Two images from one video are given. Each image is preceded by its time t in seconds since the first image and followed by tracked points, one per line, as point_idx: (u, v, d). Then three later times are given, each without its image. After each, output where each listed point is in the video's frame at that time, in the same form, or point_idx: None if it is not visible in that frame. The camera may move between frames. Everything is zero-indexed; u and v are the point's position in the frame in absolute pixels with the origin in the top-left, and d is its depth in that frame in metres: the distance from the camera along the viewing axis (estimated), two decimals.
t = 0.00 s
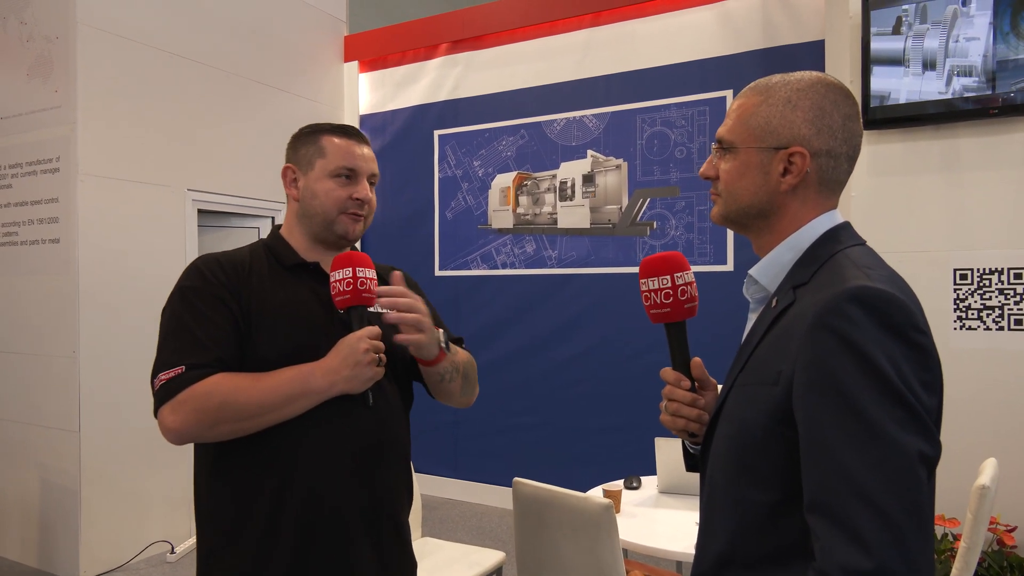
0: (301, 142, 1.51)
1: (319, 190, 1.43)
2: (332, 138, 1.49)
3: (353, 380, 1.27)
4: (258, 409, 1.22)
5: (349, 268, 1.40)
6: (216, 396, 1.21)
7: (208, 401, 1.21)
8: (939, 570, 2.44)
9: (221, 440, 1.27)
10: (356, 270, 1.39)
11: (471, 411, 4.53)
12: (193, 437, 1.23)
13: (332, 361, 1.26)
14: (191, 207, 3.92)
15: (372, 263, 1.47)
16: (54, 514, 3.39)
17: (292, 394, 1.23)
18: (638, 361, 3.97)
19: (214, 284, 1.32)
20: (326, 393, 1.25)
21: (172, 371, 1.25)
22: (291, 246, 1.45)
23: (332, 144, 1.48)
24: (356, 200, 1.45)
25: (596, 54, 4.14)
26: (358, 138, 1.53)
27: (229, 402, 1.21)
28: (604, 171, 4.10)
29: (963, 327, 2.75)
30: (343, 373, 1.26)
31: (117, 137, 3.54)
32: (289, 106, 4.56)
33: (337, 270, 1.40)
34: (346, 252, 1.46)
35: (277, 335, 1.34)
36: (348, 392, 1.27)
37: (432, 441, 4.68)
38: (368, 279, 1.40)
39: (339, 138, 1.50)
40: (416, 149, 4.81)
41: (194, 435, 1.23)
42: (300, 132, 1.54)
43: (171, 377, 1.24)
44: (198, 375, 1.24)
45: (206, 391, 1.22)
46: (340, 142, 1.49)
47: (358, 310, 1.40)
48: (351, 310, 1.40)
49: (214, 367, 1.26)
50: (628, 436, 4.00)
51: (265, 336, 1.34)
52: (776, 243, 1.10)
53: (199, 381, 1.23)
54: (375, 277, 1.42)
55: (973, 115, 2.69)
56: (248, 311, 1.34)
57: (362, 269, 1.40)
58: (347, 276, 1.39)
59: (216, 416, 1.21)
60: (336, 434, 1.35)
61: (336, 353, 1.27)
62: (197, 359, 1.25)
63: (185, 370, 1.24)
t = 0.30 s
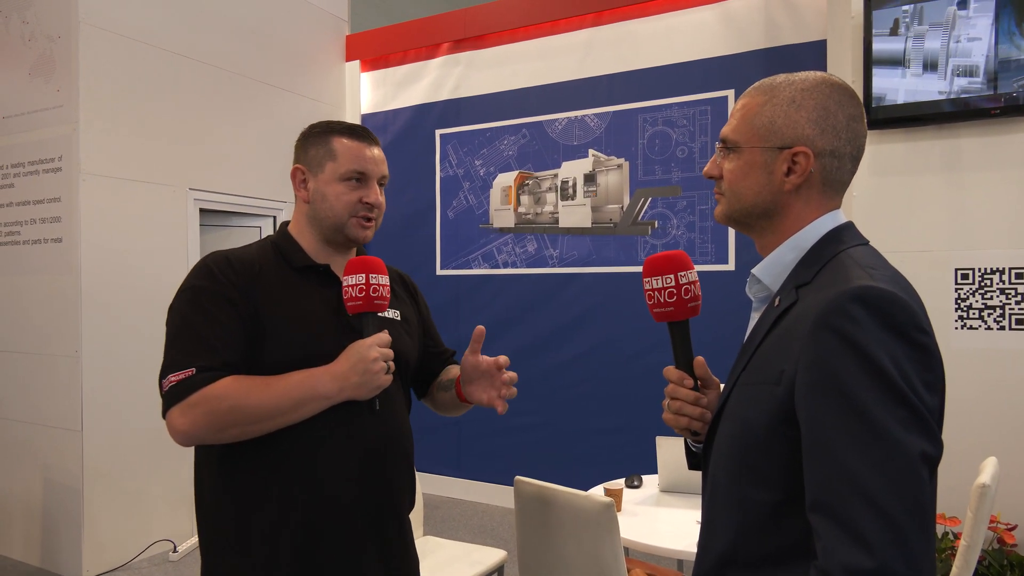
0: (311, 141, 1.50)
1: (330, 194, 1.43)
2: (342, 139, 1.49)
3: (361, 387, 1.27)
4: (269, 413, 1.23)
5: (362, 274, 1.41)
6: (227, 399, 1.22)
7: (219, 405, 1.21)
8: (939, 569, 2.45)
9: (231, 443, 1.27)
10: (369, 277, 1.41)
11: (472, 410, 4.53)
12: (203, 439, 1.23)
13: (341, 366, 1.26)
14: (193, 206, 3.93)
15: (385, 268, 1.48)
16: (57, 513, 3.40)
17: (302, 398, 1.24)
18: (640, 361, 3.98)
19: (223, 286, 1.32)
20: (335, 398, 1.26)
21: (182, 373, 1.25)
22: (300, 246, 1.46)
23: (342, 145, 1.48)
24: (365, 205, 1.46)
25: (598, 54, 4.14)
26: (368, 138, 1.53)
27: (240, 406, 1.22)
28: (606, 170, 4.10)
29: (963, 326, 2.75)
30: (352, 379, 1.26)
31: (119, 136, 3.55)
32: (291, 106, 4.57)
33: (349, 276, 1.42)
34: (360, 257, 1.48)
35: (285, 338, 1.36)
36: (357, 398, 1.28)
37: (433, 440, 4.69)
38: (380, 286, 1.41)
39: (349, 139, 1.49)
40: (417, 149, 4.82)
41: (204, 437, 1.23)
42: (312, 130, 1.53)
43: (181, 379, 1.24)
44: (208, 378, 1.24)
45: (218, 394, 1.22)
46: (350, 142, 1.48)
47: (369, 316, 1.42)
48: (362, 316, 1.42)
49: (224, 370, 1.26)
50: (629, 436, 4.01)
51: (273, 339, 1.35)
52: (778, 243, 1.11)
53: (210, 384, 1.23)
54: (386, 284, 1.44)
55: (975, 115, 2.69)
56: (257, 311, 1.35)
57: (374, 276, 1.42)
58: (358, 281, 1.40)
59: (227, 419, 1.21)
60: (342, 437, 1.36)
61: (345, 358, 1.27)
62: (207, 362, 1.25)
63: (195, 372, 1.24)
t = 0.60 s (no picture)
0: (299, 140, 1.50)
1: (322, 193, 1.44)
2: (331, 136, 1.49)
3: (370, 382, 1.30)
4: (280, 410, 1.23)
5: (367, 270, 1.43)
6: (239, 397, 1.22)
7: (232, 402, 1.22)
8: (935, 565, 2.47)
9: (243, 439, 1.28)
10: (374, 273, 1.43)
11: (471, 407, 4.55)
12: (216, 437, 1.23)
13: (349, 362, 1.28)
14: (192, 204, 3.93)
15: (388, 265, 1.50)
16: (56, 510, 3.41)
17: (312, 394, 1.26)
18: (638, 358, 3.99)
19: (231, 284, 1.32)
20: (344, 393, 1.28)
21: (193, 371, 1.24)
22: (298, 245, 1.46)
23: (332, 143, 1.48)
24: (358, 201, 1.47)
25: (597, 51, 4.14)
26: (357, 134, 1.53)
27: (252, 402, 1.22)
28: (605, 168, 4.10)
29: (960, 324, 2.77)
30: (360, 374, 1.28)
31: (117, 134, 3.54)
32: (289, 102, 4.56)
33: (354, 272, 1.43)
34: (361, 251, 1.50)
35: (291, 335, 1.37)
36: (365, 392, 1.30)
37: (432, 437, 4.70)
38: (385, 282, 1.44)
39: (337, 136, 1.49)
40: (416, 146, 4.82)
41: (215, 435, 1.24)
42: (299, 128, 1.53)
43: (191, 377, 1.24)
44: (221, 376, 1.24)
45: (231, 391, 1.22)
46: (339, 139, 1.48)
47: (373, 312, 1.44)
48: (366, 312, 1.44)
49: (235, 368, 1.27)
50: (627, 432, 4.02)
51: (280, 337, 1.36)
52: (777, 239, 1.11)
53: (222, 381, 1.24)
54: (390, 281, 1.47)
55: (973, 113, 2.70)
56: (263, 308, 1.35)
57: (379, 272, 1.44)
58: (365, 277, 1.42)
59: (241, 416, 1.22)
60: (347, 434, 1.38)
61: (353, 353, 1.30)
62: (219, 360, 1.25)
63: (206, 370, 1.24)
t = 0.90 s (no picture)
0: (278, 138, 1.50)
1: (306, 190, 1.44)
2: (309, 133, 1.48)
3: (368, 370, 1.31)
4: (283, 402, 1.25)
5: (359, 261, 1.46)
6: (243, 390, 1.23)
7: (236, 396, 1.23)
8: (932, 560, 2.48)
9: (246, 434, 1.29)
10: (367, 264, 1.46)
11: (471, 403, 4.56)
12: (221, 432, 1.24)
13: (346, 353, 1.30)
14: (192, 200, 3.93)
15: (377, 254, 1.54)
16: (58, 506, 3.42)
17: (314, 385, 1.27)
18: (638, 354, 4.00)
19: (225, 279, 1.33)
20: (345, 383, 1.29)
21: (195, 366, 1.25)
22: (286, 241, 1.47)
23: (311, 140, 1.48)
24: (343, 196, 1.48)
25: (597, 48, 4.14)
26: (335, 128, 1.53)
27: (255, 395, 1.23)
28: (604, 165, 4.08)
29: (958, 321, 2.78)
30: (358, 364, 1.30)
31: (118, 130, 3.54)
32: (289, 99, 4.56)
33: (346, 264, 1.46)
34: (350, 243, 1.51)
35: (288, 328, 1.38)
36: (363, 381, 1.32)
37: (432, 433, 4.72)
38: (377, 272, 1.48)
39: (316, 132, 1.49)
40: (416, 143, 4.82)
41: (220, 431, 1.24)
42: (275, 128, 1.53)
43: (193, 373, 1.25)
44: (223, 371, 1.25)
45: (234, 385, 1.23)
46: (317, 135, 1.48)
47: (367, 302, 1.48)
48: (361, 303, 1.48)
49: (236, 363, 1.27)
50: (627, 428, 4.04)
51: (277, 330, 1.37)
52: (776, 236, 1.12)
53: (224, 376, 1.25)
54: (382, 270, 1.51)
55: (972, 110, 2.70)
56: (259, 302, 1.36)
57: (371, 263, 1.48)
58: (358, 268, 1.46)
59: (245, 411, 1.23)
60: (348, 427, 1.39)
61: (351, 344, 1.31)
62: (219, 355, 1.26)
63: (208, 365, 1.25)
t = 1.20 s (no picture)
0: (285, 141, 1.44)
1: (320, 199, 1.47)
2: (317, 140, 1.49)
3: (378, 366, 1.37)
4: (325, 404, 1.28)
5: (360, 262, 1.56)
6: (294, 398, 1.24)
7: (286, 406, 1.23)
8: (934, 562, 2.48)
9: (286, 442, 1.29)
10: (367, 265, 1.56)
11: (473, 405, 4.57)
12: (277, 443, 1.24)
13: (358, 351, 1.35)
14: (195, 202, 3.95)
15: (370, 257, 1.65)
16: (61, 506, 3.43)
17: (343, 385, 1.31)
18: (640, 356, 4.01)
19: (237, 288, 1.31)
20: (364, 379, 1.35)
21: (240, 384, 1.21)
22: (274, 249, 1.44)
23: (318, 146, 1.49)
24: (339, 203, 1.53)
25: (599, 51, 4.16)
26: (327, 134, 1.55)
27: (304, 402, 1.24)
28: (606, 168, 4.11)
29: (960, 323, 2.78)
30: (370, 361, 1.36)
31: (122, 132, 3.56)
32: (291, 101, 4.57)
33: (348, 265, 1.55)
34: (346, 245, 1.61)
35: (292, 330, 1.40)
36: (375, 375, 1.38)
37: (434, 435, 4.72)
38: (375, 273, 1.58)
39: (319, 139, 1.50)
40: (419, 145, 4.83)
41: (275, 442, 1.24)
42: (263, 125, 1.46)
43: (240, 390, 1.21)
44: (269, 383, 1.23)
45: (285, 395, 1.23)
46: (323, 143, 1.50)
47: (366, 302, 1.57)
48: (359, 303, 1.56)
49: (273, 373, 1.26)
50: (629, 430, 4.04)
51: (283, 334, 1.38)
52: (773, 239, 1.13)
53: (272, 388, 1.23)
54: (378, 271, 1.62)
55: (973, 112, 2.71)
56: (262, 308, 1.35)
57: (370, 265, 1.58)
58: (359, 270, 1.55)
59: (295, 419, 1.24)
60: (345, 424, 1.44)
61: (359, 342, 1.36)
62: (258, 368, 1.24)
63: (253, 380, 1.22)
